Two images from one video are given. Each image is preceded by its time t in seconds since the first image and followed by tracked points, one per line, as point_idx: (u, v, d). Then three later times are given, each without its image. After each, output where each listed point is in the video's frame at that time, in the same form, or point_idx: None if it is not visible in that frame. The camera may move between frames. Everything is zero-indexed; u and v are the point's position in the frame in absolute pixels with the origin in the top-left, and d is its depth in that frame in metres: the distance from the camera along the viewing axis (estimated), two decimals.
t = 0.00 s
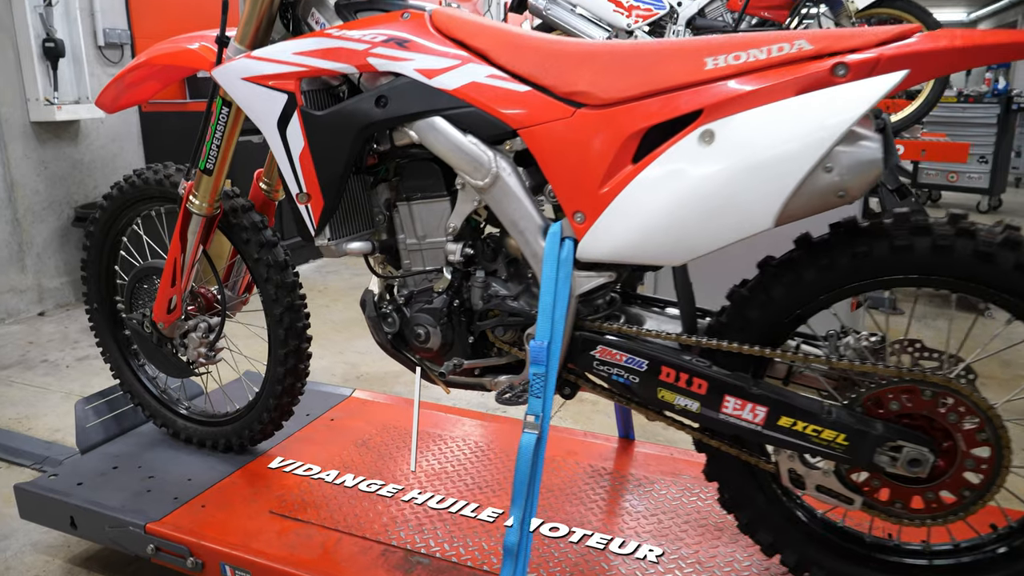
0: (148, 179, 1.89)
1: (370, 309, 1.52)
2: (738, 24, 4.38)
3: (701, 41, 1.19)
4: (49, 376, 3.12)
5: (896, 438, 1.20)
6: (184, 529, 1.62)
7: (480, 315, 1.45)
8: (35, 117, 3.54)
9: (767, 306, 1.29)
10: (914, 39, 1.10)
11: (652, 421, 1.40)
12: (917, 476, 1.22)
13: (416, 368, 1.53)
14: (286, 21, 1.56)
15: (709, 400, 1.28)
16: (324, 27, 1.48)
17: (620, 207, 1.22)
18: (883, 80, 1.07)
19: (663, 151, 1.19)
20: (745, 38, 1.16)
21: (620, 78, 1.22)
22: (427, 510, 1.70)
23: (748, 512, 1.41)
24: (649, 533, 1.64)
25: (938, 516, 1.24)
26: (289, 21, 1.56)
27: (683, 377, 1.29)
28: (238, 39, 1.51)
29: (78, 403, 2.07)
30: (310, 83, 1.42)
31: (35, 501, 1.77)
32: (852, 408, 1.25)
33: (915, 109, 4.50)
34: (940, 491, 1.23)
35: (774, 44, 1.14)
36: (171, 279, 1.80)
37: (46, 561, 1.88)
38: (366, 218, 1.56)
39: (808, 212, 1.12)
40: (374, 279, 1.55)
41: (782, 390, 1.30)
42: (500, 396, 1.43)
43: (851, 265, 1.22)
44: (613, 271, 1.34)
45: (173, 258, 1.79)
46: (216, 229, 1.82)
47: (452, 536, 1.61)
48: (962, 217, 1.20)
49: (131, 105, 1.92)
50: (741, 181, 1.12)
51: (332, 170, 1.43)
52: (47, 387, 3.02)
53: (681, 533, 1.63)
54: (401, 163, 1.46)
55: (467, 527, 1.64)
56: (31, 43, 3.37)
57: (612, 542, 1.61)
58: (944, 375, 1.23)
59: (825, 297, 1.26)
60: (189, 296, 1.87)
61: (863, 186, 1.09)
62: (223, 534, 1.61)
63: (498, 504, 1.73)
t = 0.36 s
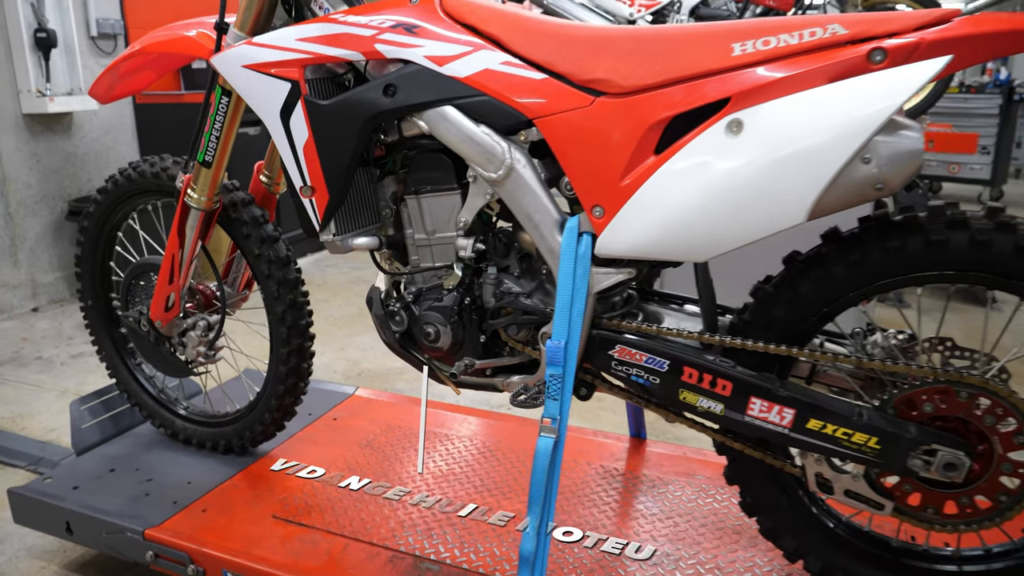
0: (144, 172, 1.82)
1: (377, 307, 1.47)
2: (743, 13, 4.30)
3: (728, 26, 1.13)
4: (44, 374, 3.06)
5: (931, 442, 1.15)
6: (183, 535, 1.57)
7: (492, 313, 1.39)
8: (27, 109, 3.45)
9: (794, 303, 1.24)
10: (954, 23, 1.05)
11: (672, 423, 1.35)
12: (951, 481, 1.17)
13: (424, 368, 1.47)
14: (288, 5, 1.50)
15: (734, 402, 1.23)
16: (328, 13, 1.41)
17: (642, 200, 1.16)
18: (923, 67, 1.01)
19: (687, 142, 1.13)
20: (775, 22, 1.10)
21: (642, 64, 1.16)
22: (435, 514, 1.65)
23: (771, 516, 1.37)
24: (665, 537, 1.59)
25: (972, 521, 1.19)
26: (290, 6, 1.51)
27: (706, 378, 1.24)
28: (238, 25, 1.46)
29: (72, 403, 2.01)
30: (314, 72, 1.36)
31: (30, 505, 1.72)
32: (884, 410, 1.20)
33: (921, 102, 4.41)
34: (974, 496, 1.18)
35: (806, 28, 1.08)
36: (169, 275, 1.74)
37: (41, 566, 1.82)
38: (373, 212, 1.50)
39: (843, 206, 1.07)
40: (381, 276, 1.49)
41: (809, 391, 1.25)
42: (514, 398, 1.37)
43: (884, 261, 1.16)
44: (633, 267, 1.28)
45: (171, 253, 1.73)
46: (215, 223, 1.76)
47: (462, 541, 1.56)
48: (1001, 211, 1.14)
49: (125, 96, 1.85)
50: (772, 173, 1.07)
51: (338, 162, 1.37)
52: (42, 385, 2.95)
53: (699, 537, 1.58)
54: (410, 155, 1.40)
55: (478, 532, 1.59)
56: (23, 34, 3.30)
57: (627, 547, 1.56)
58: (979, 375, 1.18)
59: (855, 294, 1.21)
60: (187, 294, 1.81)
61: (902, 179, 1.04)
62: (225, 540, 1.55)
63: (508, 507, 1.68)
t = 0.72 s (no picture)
0: (135, 164, 1.76)
1: (377, 306, 1.41)
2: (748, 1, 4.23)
3: (748, 9, 1.07)
4: (36, 371, 2.99)
5: (958, 445, 1.10)
6: (177, 541, 1.52)
7: (498, 311, 1.34)
8: (15, 100, 3.37)
9: (814, 300, 1.18)
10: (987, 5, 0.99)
11: (685, 423, 1.30)
12: (978, 486, 1.12)
13: (427, 368, 1.42)
14: None
15: (752, 403, 1.18)
16: None
17: (658, 193, 1.10)
18: (955, 52, 0.96)
19: (705, 131, 1.08)
20: (798, 5, 1.04)
21: (656, 50, 1.10)
22: (438, 518, 1.60)
23: (788, 521, 1.32)
24: (676, 540, 1.54)
25: (998, 527, 1.15)
26: None
27: (723, 379, 1.19)
28: (231, 10, 1.40)
29: (63, 403, 1.95)
30: (311, 59, 1.30)
31: (19, 510, 1.66)
32: (909, 412, 1.15)
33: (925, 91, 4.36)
34: (1001, 500, 1.14)
35: (832, 11, 1.02)
36: (162, 272, 1.69)
37: (32, 572, 1.77)
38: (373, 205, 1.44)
39: (871, 199, 1.02)
40: (382, 272, 1.43)
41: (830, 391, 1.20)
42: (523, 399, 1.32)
43: (910, 256, 1.11)
44: (646, 262, 1.23)
45: (164, 249, 1.67)
46: (208, 218, 1.70)
47: (467, 547, 1.51)
48: None
49: (115, 86, 1.78)
50: (796, 166, 1.01)
51: (337, 153, 1.31)
52: (34, 383, 2.88)
53: (710, 540, 1.54)
54: (412, 146, 1.34)
55: (483, 536, 1.54)
56: (10, 23, 3.20)
57: (637, 551, 1.51)
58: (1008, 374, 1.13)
59: (878, 291, 1.15)
60: (180, 290, 1.76)
61: (935, 170, 0.99)
62: (221, 547, 1.50)
63: (513, 509, 1.63)
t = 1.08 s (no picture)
0: (123, 158, 1.71)
1: (375, 304, 1.36)
2: None
3: None
4: (24, 370, 2.93)
5: (978, 447, 1.06)
6: (169, 547, 1.47)
7: (499, 309, 1.29)
8: (2, 92, 3.29)
9: (827, 297, 1.15)
10: None
11: (693, 424, 1.26)
12: (996, 488, 1.09)
13: (426, 367, 1.38)
14: None
15: (764, 404, 1.14)
16: None
17: (667, 186, 1.06)
18: (979, 39, 0.92)
19: (716, 122, 1.04)
20: None
21: (666, 37, 1.06)
22: (438, 520, 1.56)
23: (799, 523, 1.29)
24: (682, 543, 1.51)
25: (1016, 530, 1.12)
26: None
27: (734, 379, 1.15)
28: None
29: (50, 403, 1.90)
30: (305, 47, 1.25)
31: (5, 515, 1.61)
32: (926, 412, 1.12)
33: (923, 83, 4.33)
34: (1020, 503, 1.10)
35: None
36: (151, 269, 1.63)
37: None
38: (370, 199, 1.39)
39: (892, 192, 0.98)
40: (380, 269, 1.39)
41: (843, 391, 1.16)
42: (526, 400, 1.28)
43: (927, 251, 1.08)
44: (654, 258, 1.19)
45: (154, 246, 1.61)
46: (199, 213, 1.65)
47: (467, 550, 1.47)
48: None
49: (101, 77, 1.73)
50: (813, 158, 0.98)
51: (332, 146, 1.26)
52: (22, 381, 2.82)
53: (717, 541, 1.50)
54: (410, 138, 1.29)
55: (483, 539, 1.50)
56: None
57: (642, 554, 1.48)
58: None
59: (894, 287, 1.12)
60: (170, 288, 1.71)
61: (959, 164, 0.95)
62: (214, 553, 1.46)
63: (514, 511, 1.59)
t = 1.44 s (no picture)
0: (110, 151, 1.66)
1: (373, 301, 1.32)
2: None
3: None
4: (12, 368, 2.87)
5: (998, 448, 1.03)
6: (161, 552, 1.43)
7: (502, 307, 1.26)
8: None
9: (840, 294, 1.11)
10: None
11: (702, 424, 1.22)
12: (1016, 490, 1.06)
13: (427, 366, 1.34)
14: None
15: (776, 404, 1.11)
16: None
17: (678, 179, 1.02)
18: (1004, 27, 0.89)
19: (729, 113, 1.00)
20: None
21: (676, 25, 1.02)
22: (438, 522, 1.52)
23: (810, 525, 1.26)
24: (689, 544, 1.48)
25: None
26: None
27: (746, 378, 1.12)
28: None
29: (37, 404, 1.86)
30: (299, 35, 1.21)
31: None
32: (943, 412, 1.09)
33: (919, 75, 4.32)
34: None
35: None
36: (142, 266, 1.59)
37: None
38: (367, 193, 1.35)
39: (913, 185, 0.95)
40: (378, 266, 1.34)
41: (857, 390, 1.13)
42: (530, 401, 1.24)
43: (945, 247, 1.04)
44: (662, 254, 1.15)
45: (144, 242, 1.57)
46: (190, 207, 1.60)
47: (469, 553, 1.43)
48: None
49: (87, 68, 1.68)
50: (831, 151, 0.94)
51: (329, 138, 1.22)
52: (10, 379, 2.76)
53: (723, 543, 1.47)
54: (409, 130, 1.25)
55: (485, 541, 1.47)
56: None
57: (647, 556, 1.44)
58: None
59: (909, 283, 1.08)
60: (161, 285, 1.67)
61: (984, 156, 0.92)
62: (208, 557, 1.42)
63: (516, 512, 1.56)
